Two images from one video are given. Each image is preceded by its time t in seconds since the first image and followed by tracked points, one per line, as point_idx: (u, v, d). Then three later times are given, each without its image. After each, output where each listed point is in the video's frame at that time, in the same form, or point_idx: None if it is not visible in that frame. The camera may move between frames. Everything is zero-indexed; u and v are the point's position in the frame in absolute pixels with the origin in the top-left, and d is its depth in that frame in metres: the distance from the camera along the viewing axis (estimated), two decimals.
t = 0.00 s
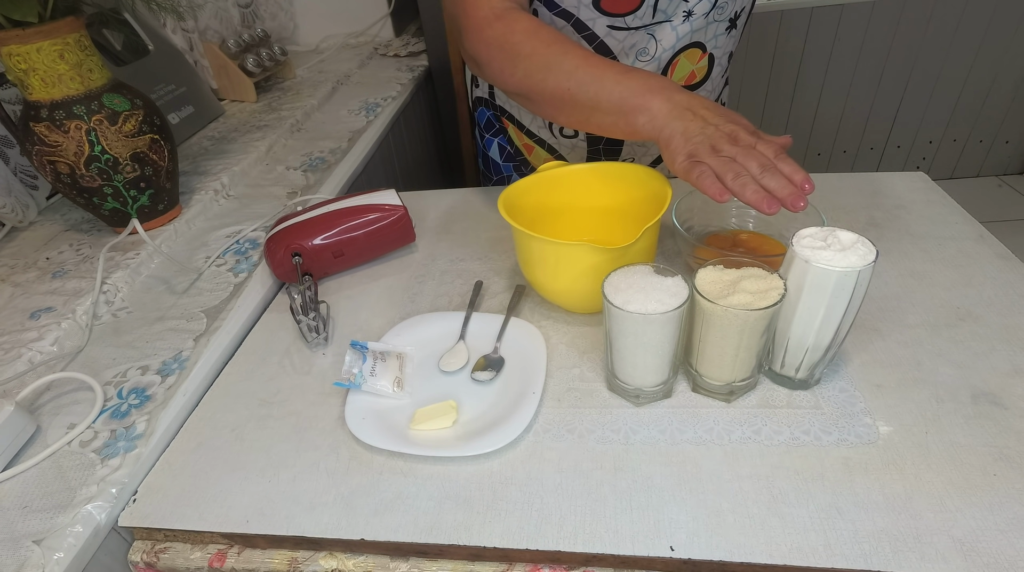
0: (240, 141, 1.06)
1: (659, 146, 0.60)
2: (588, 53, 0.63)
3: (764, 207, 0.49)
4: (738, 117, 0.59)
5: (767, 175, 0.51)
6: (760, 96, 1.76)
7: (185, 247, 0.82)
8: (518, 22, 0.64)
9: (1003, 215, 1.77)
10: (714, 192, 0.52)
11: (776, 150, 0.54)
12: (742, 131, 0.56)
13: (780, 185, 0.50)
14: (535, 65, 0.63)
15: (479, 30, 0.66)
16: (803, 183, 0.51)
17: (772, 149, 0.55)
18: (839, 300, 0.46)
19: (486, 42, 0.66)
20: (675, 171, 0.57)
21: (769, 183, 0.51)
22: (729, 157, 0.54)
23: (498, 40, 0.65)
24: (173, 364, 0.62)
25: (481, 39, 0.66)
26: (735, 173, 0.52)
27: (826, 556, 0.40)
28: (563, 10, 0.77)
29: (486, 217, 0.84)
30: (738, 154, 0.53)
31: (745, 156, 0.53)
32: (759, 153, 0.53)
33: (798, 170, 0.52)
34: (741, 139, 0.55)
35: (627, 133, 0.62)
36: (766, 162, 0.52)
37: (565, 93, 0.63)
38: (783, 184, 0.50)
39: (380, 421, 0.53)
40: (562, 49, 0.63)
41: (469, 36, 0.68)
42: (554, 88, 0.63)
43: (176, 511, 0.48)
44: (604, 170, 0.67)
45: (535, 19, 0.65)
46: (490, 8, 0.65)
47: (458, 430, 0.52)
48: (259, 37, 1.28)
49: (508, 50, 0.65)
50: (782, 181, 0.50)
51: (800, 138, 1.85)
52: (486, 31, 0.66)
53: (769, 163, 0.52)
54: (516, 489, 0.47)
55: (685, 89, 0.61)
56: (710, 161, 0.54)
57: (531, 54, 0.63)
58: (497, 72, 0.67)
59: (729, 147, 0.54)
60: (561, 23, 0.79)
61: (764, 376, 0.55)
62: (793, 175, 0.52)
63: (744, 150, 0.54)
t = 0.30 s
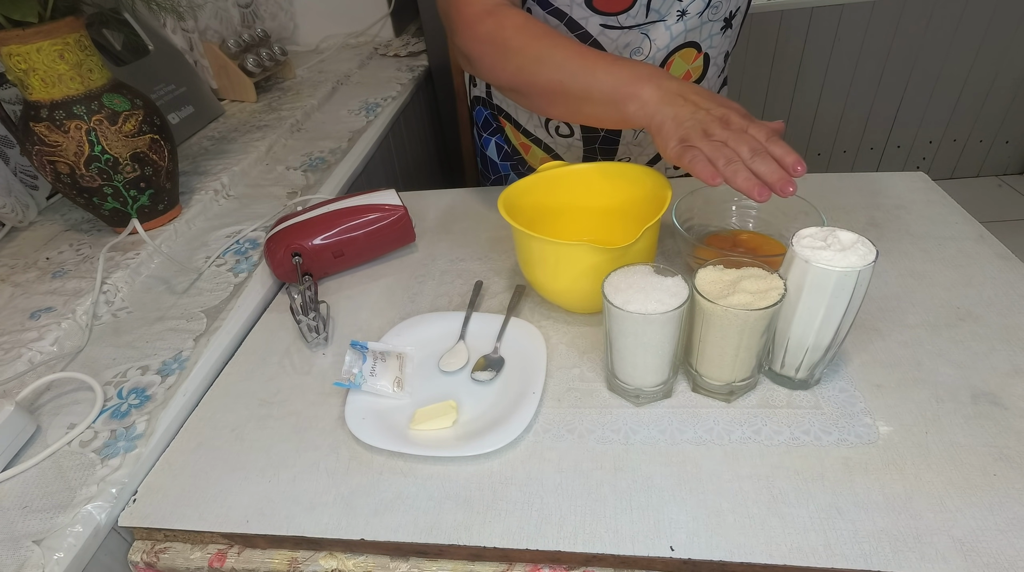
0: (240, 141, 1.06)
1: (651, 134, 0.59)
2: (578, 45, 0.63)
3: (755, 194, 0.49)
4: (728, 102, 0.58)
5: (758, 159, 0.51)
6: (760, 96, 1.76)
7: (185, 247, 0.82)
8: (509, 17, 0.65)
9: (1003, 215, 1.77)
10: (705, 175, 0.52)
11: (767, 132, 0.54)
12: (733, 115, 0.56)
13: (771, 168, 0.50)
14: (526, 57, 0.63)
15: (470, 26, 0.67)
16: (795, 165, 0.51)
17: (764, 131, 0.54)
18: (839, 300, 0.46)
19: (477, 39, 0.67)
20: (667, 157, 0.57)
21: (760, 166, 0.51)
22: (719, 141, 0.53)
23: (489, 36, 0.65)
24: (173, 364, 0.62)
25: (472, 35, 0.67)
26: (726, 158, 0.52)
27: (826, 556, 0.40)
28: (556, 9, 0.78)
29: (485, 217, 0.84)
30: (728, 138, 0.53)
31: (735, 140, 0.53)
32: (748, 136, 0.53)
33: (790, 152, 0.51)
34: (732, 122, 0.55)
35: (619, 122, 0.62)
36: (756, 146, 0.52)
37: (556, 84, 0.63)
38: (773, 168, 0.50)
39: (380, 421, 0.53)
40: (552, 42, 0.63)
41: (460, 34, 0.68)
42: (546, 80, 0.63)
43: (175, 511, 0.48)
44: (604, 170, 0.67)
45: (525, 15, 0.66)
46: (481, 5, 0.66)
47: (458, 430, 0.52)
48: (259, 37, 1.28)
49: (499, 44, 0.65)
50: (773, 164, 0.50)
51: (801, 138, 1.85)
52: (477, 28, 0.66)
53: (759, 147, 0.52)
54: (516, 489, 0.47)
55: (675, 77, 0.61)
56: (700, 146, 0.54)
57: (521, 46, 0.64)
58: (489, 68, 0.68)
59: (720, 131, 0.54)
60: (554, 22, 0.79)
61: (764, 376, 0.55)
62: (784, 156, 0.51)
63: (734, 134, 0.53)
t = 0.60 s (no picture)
0: (240, 141, 1.06)
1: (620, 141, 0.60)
2: (555, 47, 0.64)
3: (710, 207, 0.48)
4: (700, 115, 0.57)
5: (717, 173, 0.50)
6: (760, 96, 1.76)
7: (185, 247, 0.82)
8: (489, 17, 0.66)
9: (1002, 216, 1.77)
10: (661, 185, 0.51)
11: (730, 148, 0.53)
12: (698, 128, 0.55)
13: (730, 184, 0.49)
14: (504, 58, 0.64)
15: (453, 25, 0.68)
16: (751, 183, 0.49)
17: (728, 146, 0.53)
18: (839, 300, 0.46)
19: (459, 37, 0.68)
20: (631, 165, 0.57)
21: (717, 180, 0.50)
22: (681, 153, 0.53)
23: (469, 35, 0.66)
24: (173, 364, 0.62)
25: (455, 34, 0.68)
26: (684, 169, 0.51)
27: (826, 556, 0.40)
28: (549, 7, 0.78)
29: (485, 217, 0.83)
30: (689, 150, 0.53)
31: (698, 154, 0.52)
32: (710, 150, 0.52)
33: (750, 169, 0.50)
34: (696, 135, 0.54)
35: (591, 127, 0.62)
36: (717, 159, 0.51)
37: (531, 86, 0.64)
38: (730, 182, 0.49)
39: (380, 421, 0.53)
40: (531, 44, 0.64)
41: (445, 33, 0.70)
42: (521, 81, 0.64)
43: (176, 511, 0.48)
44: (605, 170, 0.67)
45: (507, 14, 0.67)
46: (463, 4, 0.67)
47: (458, 430, 0.52)
48: (259, 37, 1.28)
49: (479, 44, 0.66)
50: (732, 180, 0.49)
51: (800, 138, 1.85)
52: (459, 27, 0.67)
53: (720, 161, 0.51)
54: (517, 489, 0.47)
55: (649, 86, 0.60)
56: (662, 155, 0.54)
57: (500, 48, 0.65)
58: (470, 67, 0.69)
59: (683, 143, 0.54)
60: (548, 20, 0.79)
61: (764, 376, 0.55)
62: (744, 173, 0.50)
63: (697, 146, 0.53)
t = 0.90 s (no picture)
0: (240, 141, 1.06)
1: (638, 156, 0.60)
2: (576, 56, 0.63)
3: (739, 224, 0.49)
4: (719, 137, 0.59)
5: (742, 195, 0.51)
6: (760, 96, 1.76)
7: (185, 247, 0.82)
8: (509, 19, 0.65)
9: (1002, 215, 1.77)
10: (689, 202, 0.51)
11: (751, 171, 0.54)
12: (720, 149, 0.56)
13: (755, 204, 0.50)
14: (522, 63, 0.63)
15: (469, 24, 0.66)
16: (777, 205, 0.51)
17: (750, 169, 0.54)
18: (839, 300, 0.46)
19: (476, 37, 0.66)
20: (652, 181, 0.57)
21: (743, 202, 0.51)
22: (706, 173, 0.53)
23: (487, 35, 0.65)
24: (173, 364, 0.62)
25: (470, 34, 0.66)
26: (712, 189, 0.52)
27: (826, 556, 0.40)
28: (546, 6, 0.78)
29: (485, 217, 0.84)
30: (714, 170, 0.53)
31: (723, 175, 0.53)
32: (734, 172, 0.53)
33: (774, 192, 0.52)
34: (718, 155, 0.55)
35: (607, 140, 0.62)
36: (742, 181, 0.52)
37: (548, 94, 0.63)
38: (757, 203, 0.50)
39: (380, 421, 0.53)
40: (550, 51, 0.63)
41: (459, 31, 0.68)
42: (539, 88, 0.63)
43: (175, 511, 0.48)
44: (605, 171, 0.67)
45: (522, 16, 0.66)
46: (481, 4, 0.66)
47: (458, 430, 0.52)
48: (259, 37, 1.28)
49: (496, 46, 0.65)
50: (758, 202, 0.50)
51: (801, 138, 1.85)
52: (475, 26, 0.66)
53: (745, 182, 0.52)
54: (517, 489, 0.47)
55: (669, 103, 0.61)
56: (687, 173, 0.54)
57: (517, 52, 0.63)
58: (483, 68, 0.67)
59: (707, 163, 0.54)
60: (544, 19, 0.79)
61: (764, 377, 0.55)
62: (768, 195, 0.51)
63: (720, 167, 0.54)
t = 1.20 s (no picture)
0: (240, 141, 1.06)
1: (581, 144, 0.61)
2: (529, 50, 0.66)
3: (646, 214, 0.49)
4: (661, 125, 0.57)
5: (659, 184, 0.50)
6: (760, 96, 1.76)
7: (185, 247, 0.82)
8: (471, 19, 0.69)
9: (1002, 216, 1.77)
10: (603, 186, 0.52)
11: (677, 160, 0.53)
12: (654, 137, 0.55)
13: (670, 196, 0.49)
14: (479, 58, 0.68)
15: (436, 25, 0.72)
16: (692, 201, 0.49)
17: (677, 158, 0.53)
18: (839, 300, 0.46)
19: (442, 38, 0.71)
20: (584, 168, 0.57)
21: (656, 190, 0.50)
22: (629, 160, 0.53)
23: (451, 35, 0.70)
24: (173, 364, 0.62)
25: (437, 35, 0.72)
26: (629, 176, 0.51)
27: (826, 556, 0.40)
28: (538, 6, 0.78)
29: (485, 217, 0.84)
30: (638, 157, 0.53)
31: (645, 163, 0.52)
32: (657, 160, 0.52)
33: (693, 185, 0.50)
34: (648, 143, 0.54)
35: (556, 129, 0.63)
36: (662, 170, 0.51)
37: (501, 86, 0.66)
38: (670, 193, 0.49)
39: (380, 421, 0.53)
40: (504, 46, 0.66)
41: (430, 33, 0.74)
42: (494, 81, 0.67)
43: (176, 511, 0.48)
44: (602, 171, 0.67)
45: (487, 17, 0.70)
46: (445, 6, 0.71)
47: (458, 430, 0.52)
48: (259, 37, 1.28)
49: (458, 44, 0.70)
50: (670, 193, 0.49)
51: (800, 138, 1.85)
52: (441, 27, 0.71)
53: (666, 173, 0.51)
54: (516, 490, 0.47)
55: (617, 92, 0.61)
56: (611, 160, 0.54)
57: (475, 50, 0.68)
58: (452, 65, 0.72)
59: (634, 150, 0.54)
60: (537, 19, 0.80)
61: (764, 377, 0.55)
62: (686, 189, 0.50)
63: (646, 154, 0.53)
